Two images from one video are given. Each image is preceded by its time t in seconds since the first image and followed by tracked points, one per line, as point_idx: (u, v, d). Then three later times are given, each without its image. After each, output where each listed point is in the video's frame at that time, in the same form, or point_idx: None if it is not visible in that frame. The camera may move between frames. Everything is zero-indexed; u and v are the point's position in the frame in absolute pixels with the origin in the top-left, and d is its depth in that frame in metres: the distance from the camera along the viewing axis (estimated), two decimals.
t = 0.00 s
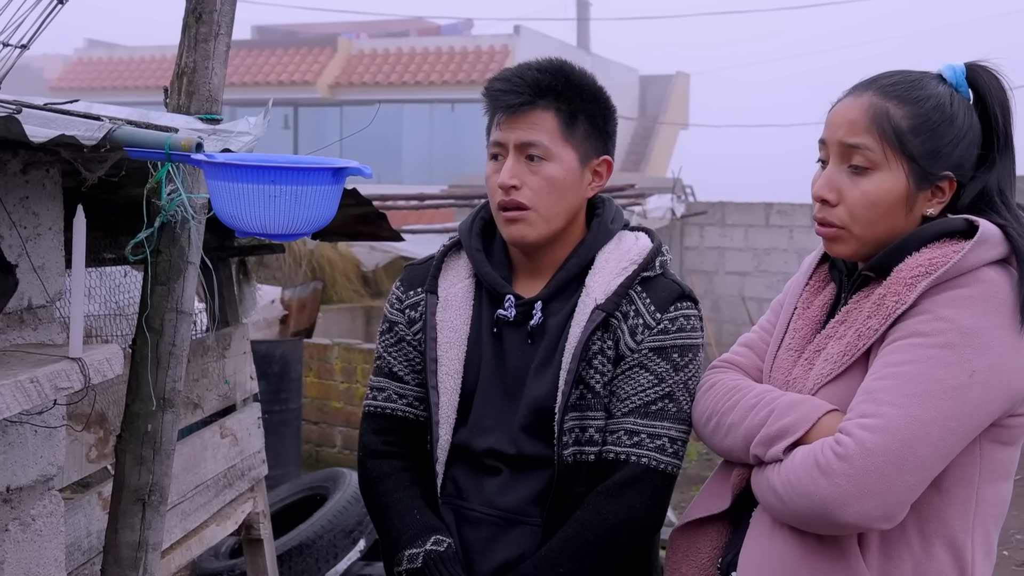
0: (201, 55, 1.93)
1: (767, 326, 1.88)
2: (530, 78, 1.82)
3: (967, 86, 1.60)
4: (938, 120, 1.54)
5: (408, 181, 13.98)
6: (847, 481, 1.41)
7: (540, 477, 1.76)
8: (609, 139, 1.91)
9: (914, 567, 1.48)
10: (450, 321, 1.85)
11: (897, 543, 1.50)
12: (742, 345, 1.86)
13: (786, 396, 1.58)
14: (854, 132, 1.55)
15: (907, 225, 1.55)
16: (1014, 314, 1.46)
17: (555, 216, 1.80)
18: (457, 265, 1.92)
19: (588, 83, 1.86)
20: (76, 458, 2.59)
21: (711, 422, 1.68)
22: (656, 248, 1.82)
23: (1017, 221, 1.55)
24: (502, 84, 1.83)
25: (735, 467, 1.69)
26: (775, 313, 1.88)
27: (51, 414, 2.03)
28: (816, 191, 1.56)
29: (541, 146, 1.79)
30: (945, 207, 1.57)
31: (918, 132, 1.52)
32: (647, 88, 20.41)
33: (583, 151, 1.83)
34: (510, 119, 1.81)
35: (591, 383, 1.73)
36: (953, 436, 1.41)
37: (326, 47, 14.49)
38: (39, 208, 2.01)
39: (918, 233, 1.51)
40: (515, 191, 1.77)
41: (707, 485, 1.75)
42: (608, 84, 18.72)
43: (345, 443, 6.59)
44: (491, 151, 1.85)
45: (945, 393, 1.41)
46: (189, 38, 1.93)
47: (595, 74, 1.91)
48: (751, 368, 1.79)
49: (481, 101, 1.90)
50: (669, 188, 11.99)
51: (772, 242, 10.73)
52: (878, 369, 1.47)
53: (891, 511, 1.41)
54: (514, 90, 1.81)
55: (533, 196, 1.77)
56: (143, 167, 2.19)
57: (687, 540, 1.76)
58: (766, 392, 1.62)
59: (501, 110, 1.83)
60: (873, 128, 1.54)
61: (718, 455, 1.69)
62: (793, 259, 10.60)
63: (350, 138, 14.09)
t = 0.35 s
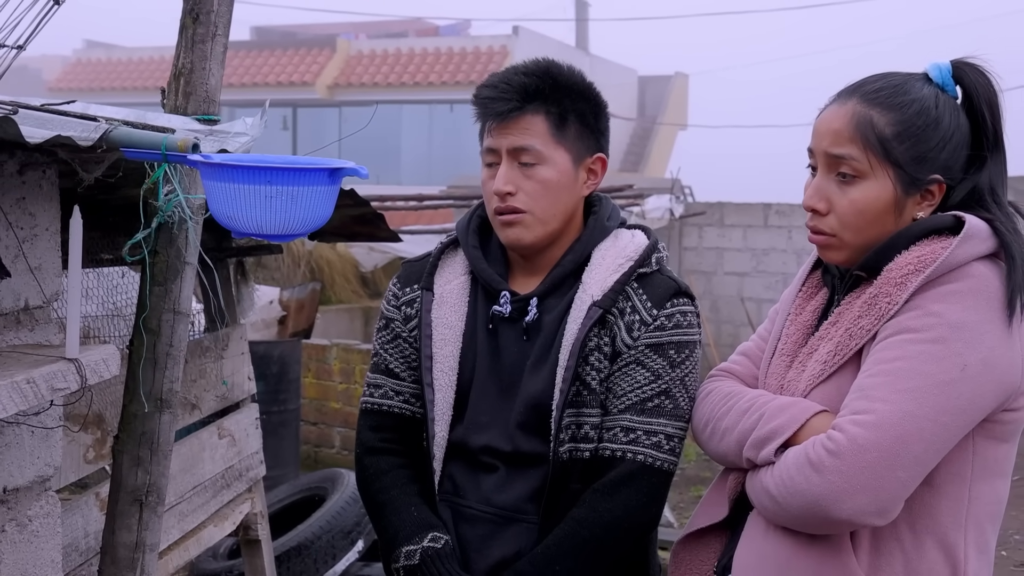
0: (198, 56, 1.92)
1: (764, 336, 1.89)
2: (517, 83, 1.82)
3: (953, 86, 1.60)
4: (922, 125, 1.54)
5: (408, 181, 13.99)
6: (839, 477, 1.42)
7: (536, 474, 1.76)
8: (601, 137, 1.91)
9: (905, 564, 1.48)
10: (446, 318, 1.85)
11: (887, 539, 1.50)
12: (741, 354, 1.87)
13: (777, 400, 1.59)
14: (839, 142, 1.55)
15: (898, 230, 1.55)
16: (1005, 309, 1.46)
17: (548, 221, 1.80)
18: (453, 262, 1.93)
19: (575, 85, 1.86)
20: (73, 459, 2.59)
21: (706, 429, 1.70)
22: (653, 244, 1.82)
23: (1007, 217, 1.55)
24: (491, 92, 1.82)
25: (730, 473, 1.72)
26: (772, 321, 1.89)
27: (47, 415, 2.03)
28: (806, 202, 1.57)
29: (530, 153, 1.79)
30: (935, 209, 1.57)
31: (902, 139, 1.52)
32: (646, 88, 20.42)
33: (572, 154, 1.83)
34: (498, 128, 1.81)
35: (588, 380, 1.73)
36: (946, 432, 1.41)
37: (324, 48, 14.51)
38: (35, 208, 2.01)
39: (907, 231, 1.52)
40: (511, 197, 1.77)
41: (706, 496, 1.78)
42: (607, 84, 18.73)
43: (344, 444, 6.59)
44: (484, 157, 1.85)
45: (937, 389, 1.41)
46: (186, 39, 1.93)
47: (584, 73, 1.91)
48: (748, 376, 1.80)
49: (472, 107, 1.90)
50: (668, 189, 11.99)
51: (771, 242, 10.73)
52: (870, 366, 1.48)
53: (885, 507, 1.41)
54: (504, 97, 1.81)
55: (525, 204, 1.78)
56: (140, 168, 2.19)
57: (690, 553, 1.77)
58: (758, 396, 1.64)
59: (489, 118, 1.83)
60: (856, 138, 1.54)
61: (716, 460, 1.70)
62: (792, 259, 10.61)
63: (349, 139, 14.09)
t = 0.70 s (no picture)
0: (196, 56, 1.93)
1: (761, 334, 1.89)
2: (507, 82, 1.81)
3: (937, 83, 1.59)
4: (909, 128, 1.53)
5: (408, 181, 13.98)
6: (833, 477, 1.42)
7: (533, 475, 1.75)
8: (596, 134, 1.91)
9: (899, 563, 1.48)
10: (445, 319, 1.85)
11: (881, 538, 1.50)
12: (737, 352, 1.87)
13: (770, 399, 1.59)
14: (828, 151, 1.55)
15: (892, 233, 1.55)
16: (999, 310, 1.46)
17: (543, 222, 1.80)
18: (452, 263, 1.93)
19: (561, 84, 1.85)
20: (72, 459, 2.59)
21: (702, 428, 1.70)
22: (652, 245, 1.82)
23: (1000, 218, 1.55)
24: (481, 92, 1.82)
25: (725, 472, 1.72)
26: (767, 320, 1.89)
27: (45, 415, 2.03)
28: (799, 211, 1.57)
29: (519, 155, 1.78)
30: (926, 210, 1.57)
31: (889, 144, 1.51)
32: (646, 88, 20.43)
33: (563, 152, 1.82)
34: (489, 129, 1.81)
35: (586, 381, 1.73)
36: (940, 432, 1.41)
37: (324, 48, 14.52)
38: (33, 208, 2.01)
39: (901, 232, 1.51)
40: (505, 196, 1.77)
41: (700, 495, 1.77)
42: (607, 84, 18.73)
43: (344, 444, 6.59)
44: (477, 158, 1.85)
45: (932, 389, 1.41)
46: (184, 39, 1.93)
47: (575, 70, 1.90)
48: (744, 374, 1.80)
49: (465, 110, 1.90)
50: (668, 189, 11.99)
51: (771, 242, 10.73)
52: (864, 367, 1.48)
53: (877, 507, 1.41)
54: (494, 96, 1.80)
55: (518, 206, 1.77)
56: (138, 168, 2.19)
57: (686, 552, 1.76)
58: (752, 395, 1.64)
59: (480, 120, 1.83)
60: (845, 146, 1.53)
61: (710, 459, 1.70)
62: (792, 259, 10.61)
63: (349, 139, 14.10)
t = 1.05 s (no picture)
0: (196, 56, 1.93)
1: (757, 333, 1.89)
2: (508, 80, 1.81)
3: (933, 83, 1.59)
4: (908, 131, 1.53)
5: (409, 181, 13.98)
6: (836, 479, 1.41)
7: (532, 475, 1.75)
8: (596, 133, 1.91)
9: (901, 563, 1.48)
10: (444, 319, 1.85)
11: (882, 538, 1.50)
12: (734, 352, 1.87)
13: (768, 400, 1.59)
14: (828, 156, 1.53)
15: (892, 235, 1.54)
16: (1001, 310, 1.45)
17: (540, 220, 1.79)
18: (452, 264, 1.93)
19: (560, 83, 1.84)
20: (72, 459, 2.59)
21: (700, 428, 1.70)
22: (652, 245, 1.81)
23: (999, 218, 1.55)
24: (481, 88, 1.82)
25: (723, 472, 1.72)
26: (763, 320, 1.89)
27: (44, 415, 2.03)
28: (800, 217, 1.56)
29: (517, 154, 1.78)
30: (926, 210, 1.56)
31: (890, 149, 1.51)
32: (647, 88, 20.43)
33: (561, 150, 1.81)
34: (489, 125, 1.81)
35: (584, 381, 1.73)
36: (942, 433, 1.41)
37: (326, 48, 14.54)
38: (33, 208, 2.01)
39: (902, 233, 1.51)
40: (504, 192, 1.77)
41: (698, 498, 1.77)
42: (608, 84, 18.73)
43: (345, 444, 6.59)
44: (478, 154, 1.85)
45: (934, 390, 1.41)
46: (184, 39, 1.93)
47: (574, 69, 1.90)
48: (740, 374, 1.80)
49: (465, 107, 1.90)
50: (669, 188, 11.99)
51: (772, 242, 10.73)
52: (866, 368, 1.47)
53: (880, 508, 1.41)
54: (495, 92, 1.80)
55: (515, 203, 1.77)
56: (138, 168, 2.19)
57: (685, 554, 1.76)
58: (750, 395, 1.63)
59: (480, 119, 1.84)
60: (845, 151, 1.52)
61: (708, 459, 1.70)
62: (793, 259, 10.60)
63: (349, 139, 14.10)
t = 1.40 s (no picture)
0: (196, 57, 1.93)
1: (753, 337, 1.89)
2: (508, 88, 1.81)
3: (931, 83, 1.58)
4: (907, 133, 1.53)
5: (410, 182, 13.99)
6: (827, 469, 1.42)
7: (529, 476, 1.75)
8: (595, 137, 1.91)
9: (901, 563, 1.48)
10: (442, 322, 1.85)
11: (882, 537, 1.50)
12: (731, 355, 1.87)
13: (765, 400, 1.59)
14: (829, 159, 1.53)
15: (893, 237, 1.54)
16: (1000, 307, 1.45)
17: (543, 228, 1.80)
18: (450, 265, 1.93)
19: (558, 89, 1.85)
20: (73, 459, 2.60)
21: (698, 430, 1.70)
22: (650, 245, 1.81)
23: (1000, 218, 1.55)
24: (481, 96, 1.82)
25: (720, 474, 1.71)
26: (760, 323, 1.89)
27: (45, 417, 2.04)
28: (801, 221, 1.55)
29: (518, 163, 1.78)
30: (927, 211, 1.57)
31: (891, 152, 1.51)
32: (648, 89, 20.42)
33: (561, 157, 1.81)
34: (489, 134, 1.80)
35: (582, 382, 1.73)
36: (939, 430, 1.41)
37: (327, 50, 14.56)
38: (33, 210, 2.01)
39: (903, 234, 1.51)
40: (505, 203, 1.77)
41: (697, 500, 1.77)
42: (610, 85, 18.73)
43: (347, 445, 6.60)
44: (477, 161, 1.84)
45: (932, 387, 1.41)
46: (184, 40, 1.93)
47: (571, 72, 1.89)
48: (738, 378, 1.80)
49: (462, 113, 1.89)
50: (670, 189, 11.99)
51: (773, 242, 10.72)
52: (864, 363, 1.48)
53: (872, 501, 1.41)
54: (495, 101, 1.80)
55: (517, 213, 1.77)
56: (139, 169, 2.19)
57: (686, 557, 1.76)
58: (748, 396, 1.63)
59: (478, 127, 1.83)
60: (846, 154, 1.52)
61: (707, 461, 1.70)
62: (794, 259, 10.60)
63: (351, 140, 14.11)
